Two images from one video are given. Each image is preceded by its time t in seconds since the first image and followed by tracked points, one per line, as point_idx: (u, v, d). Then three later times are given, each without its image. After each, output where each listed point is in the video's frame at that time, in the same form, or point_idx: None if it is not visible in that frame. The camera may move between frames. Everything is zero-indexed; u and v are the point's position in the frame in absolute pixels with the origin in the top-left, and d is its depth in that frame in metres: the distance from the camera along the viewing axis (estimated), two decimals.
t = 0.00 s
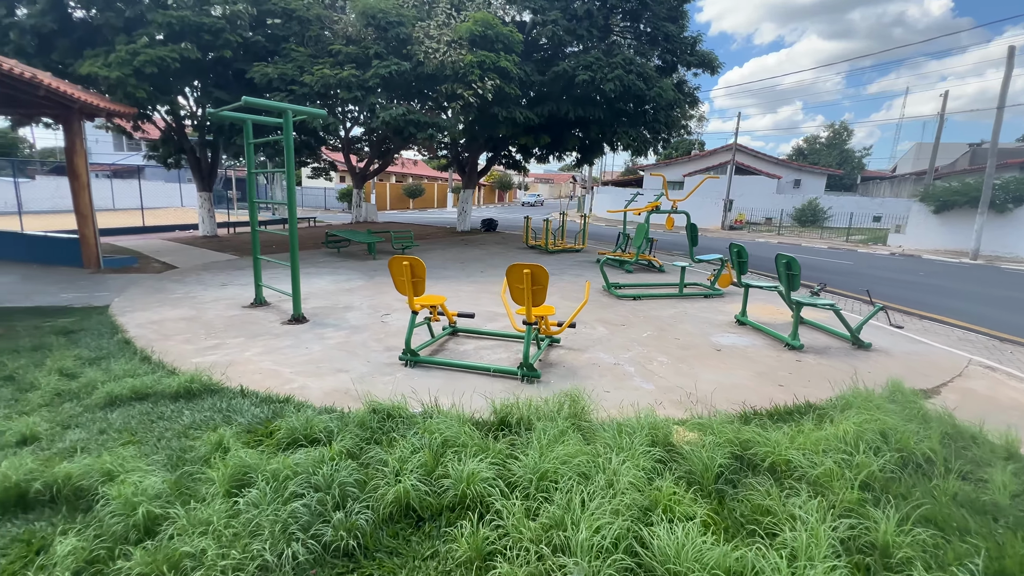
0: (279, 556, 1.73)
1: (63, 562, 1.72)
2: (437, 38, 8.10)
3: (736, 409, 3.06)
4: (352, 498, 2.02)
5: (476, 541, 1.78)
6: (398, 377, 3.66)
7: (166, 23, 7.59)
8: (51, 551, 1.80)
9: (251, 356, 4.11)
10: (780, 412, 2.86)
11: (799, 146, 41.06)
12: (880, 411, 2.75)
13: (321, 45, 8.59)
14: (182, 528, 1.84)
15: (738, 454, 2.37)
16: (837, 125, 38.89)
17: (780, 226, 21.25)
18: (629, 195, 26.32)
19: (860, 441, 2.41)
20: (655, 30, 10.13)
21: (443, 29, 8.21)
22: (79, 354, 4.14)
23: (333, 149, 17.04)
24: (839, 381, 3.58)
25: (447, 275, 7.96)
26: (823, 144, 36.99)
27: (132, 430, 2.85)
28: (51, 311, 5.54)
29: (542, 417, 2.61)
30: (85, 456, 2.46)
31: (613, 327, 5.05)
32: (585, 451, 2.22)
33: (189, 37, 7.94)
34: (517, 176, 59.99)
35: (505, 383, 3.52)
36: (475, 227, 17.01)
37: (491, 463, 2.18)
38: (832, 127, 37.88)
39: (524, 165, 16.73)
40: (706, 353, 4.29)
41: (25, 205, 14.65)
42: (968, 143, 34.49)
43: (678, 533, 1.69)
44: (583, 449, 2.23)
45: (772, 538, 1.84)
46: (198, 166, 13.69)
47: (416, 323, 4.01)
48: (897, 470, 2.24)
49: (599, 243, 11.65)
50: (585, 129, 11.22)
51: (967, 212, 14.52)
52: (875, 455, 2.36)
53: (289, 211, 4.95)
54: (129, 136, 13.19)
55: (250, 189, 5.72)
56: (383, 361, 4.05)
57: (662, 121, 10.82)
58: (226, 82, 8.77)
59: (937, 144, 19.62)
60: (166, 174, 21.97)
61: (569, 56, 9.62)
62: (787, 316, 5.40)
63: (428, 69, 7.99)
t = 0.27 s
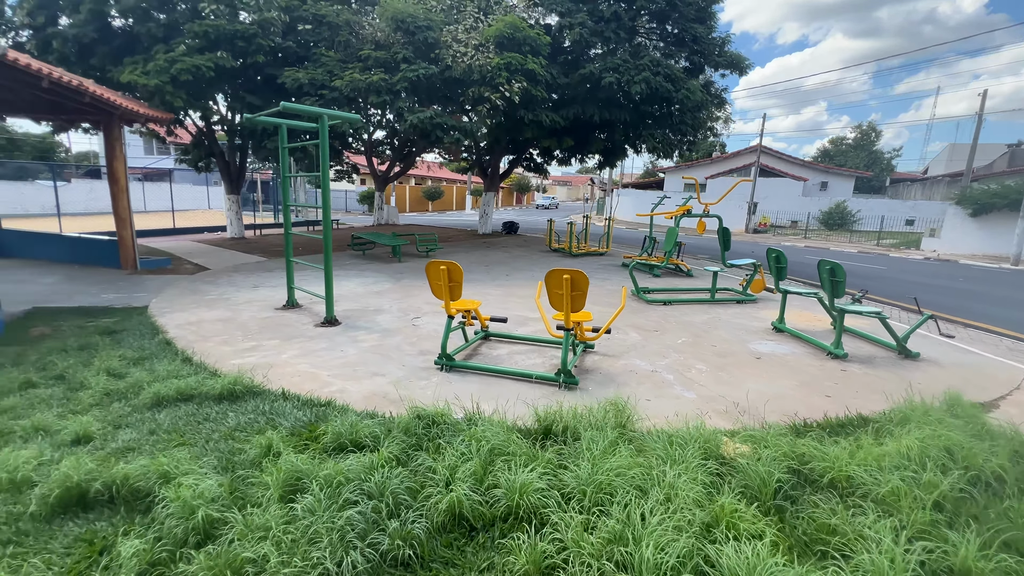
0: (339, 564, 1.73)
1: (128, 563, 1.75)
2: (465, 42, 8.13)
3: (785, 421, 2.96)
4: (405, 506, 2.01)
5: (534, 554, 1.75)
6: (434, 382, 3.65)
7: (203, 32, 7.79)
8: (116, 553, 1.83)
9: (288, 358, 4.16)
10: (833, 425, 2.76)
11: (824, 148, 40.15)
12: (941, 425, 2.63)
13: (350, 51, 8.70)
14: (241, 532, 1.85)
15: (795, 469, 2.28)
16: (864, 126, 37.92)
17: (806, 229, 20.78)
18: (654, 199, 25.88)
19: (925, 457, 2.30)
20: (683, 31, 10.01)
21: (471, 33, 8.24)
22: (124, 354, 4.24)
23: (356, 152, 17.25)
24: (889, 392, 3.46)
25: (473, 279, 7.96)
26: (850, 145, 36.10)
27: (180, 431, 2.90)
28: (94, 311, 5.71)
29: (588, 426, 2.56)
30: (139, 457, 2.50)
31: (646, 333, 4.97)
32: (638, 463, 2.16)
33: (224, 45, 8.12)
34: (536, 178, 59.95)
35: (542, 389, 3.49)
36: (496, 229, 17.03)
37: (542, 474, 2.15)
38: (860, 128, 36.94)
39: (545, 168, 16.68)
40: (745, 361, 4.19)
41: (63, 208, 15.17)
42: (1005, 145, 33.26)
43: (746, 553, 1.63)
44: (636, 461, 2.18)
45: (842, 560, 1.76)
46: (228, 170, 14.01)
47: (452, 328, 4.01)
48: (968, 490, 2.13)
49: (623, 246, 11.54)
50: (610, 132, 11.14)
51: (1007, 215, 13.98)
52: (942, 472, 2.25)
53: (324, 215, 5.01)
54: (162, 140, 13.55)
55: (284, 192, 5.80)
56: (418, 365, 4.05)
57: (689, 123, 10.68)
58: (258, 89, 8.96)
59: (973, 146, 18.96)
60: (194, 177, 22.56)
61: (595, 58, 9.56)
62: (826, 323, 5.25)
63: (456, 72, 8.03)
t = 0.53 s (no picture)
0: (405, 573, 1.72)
1: (200, 565, 1.78)
2: (498, 48, 8.18)
3: (845, 437, 2.84)
4: (465, 517, 2.00)
5: (602, 569, 1.71)
6: (477, 388, 3.64)
7: (244, 43, 8.01)
8: (186, 555, 1.87)
9: (331, 362, 4.21)
10: (899, 443, 2.64)
11: (858, 150, 38.94)
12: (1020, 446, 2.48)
13: (385, 58, 8.84)
14: (307, 537, 1.87)
15: (866, 489, 2.18)
16: (901, 128, 36.63)
17: (841, 234, 20.15)
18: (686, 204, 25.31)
19: (1007, 481, 2.17)
20: (717, 33, 9.85)
21: (504, 39, 8.27)
22: (174, 355, 4.36)
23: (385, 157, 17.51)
24: (953, 409, 3.29)
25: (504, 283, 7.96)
26: (886, 148, 34.92)
27: (234, 433, 2.96)
28: (142, 313, 5.91)
29: (643, 439, 2.51)
30: (200, 458, 2.56)
31: (686, 342, 4.87)
32: (701, 479, 2.10)
33: (264, 55, 8.33)
34: (558, 182, 59.87)
35: (586, 398, 3.43)
36: (522, 234, 17.02)
37: (601, 487, 2.11)
38: (897, 130, 35.70)
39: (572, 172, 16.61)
40: (794, 372, 4.06)
41: (107, 211, 15.83)
42: None
43: None
44: (697, 477, 2.12)
45: None
46: (262, 175, 14.39)
47: (493, 334, 3.99)
48: None
49: (653, 251, 11.38)
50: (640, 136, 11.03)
51: None
52: None
53: (364, 221, 5.08)
54: (201, 147, 14.02)
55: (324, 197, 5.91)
56: (459, 370, 4.05)
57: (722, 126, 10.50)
58: (293, 95, 9.11)
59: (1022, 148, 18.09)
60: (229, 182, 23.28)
61: (628, 62, 9.49)
62: (875, 333, 5.05)
63: (490, 78, 8.07)
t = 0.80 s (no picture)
0: None
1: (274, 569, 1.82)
2: (535, 55, 8.22)
3: (917, 459, 2.70)
4: (529, 531, 1.98)
5: None
6: (524, 397, 3.62)
7: (288, 54, 8.26)
8: (260, 558, 1.91)
9: (377, 367, 4.27)
10: (980, 468, 2.49)
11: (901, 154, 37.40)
12: None
13: (423, 67, 8.98)
14: (375, 545, 1.89)
15: (950, 516, 2.06)
16: (948, 130, 35.02)
17: (884, 241, 19.35)
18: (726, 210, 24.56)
19: None
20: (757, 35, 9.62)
21: (541, 46, 8.32)
22: (227, 357, 4.50)
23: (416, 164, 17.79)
24: None
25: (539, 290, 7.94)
26: (932, 151, 33.41)
27: (291, 436, 3.02)
28: (193, 315, 6.14)
29: (704, 455, 2.44)
30: (262, 461, 2.63)
31: (733, 353, 4.73)
32: (772, 500, 2.02)
33: (305, 65, 8.55)
34: (585, 188, 59.61)
35: (635, 410, 3.37)
36: (552, 239, 16.98)
37: (667, 505, 2.05)
38: (943, 133, 34.15)
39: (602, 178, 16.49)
40: (851, 387, 3.89)
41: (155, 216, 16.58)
42: None
43: None
44: (768, 498, 2.04)
45: None
46: (300, 182, 14.82)
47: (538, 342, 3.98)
48: None
49: (688, 258, 11.17)
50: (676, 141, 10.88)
51: None
52: None
53: (407, 228, 5.15)
54: (243, 155, 14.54)
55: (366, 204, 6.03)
56: (503, 379, 4.04)
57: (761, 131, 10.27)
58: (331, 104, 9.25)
59: None
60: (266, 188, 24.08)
61: (665, 67, 9.40)
62: (936, 347, 4.80)
63: (526, 85, 8.12)
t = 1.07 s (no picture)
0: None
1: None
2: (575, 62, 8.22)
3: (1011, 488, 2.49)
4: (599, 551, 1.91)
5: None
6: (573, 408, 3.54)
7: (331, 62, 8.45)
8: (328, 566, 1.90)
9: (422, 374, 4.27)
10: None
11: (952, 158, 35.57)
12: None
13: (462, 75, 9.08)
14: (443, 559, 1.86)
15: None
16: (1005, 133, 33.11)
17: (935, 250, 18.38)
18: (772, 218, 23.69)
19: None
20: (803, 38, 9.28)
21: (581, 53, 8.30)
22: (277, 360, 4.60)
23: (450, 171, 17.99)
24: None
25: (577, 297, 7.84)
26: (987, 155, 31.69)
27: (345, 441, 3.04)
28: (242, 318, 6.32)
29: (778, 476, 2.31)
30: (321, 466, 2.64)
31: (788, 367, 4.53)
32: (860, 528, 1.89)
33: (346, 74, 8.68)
34: (615, 194, 59.14)
35: (691, 425, 3.24)
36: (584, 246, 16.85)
37: (745, 529, 1.95)
38: (999, 135, 32.31)
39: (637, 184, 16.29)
40: (923, 407, 3.64)
41: (201, 222, 17.30)
42: None
43: None
44: (856, 526, 1.91)
45: None
46: (338, 189, 15.18)
47: (587, 351, 3.91)
48: None
49: (728, 266, 10.87)
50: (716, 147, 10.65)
51: None
52: None
53: (451, 235, 5.16)
54: (285, 163, 15.04)
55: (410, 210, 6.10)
56: (550, 388, 3.97)
57: (808, 136, 9.95)
58: (371, 113, 9.38)
59: None
60: (304, 195, 24.82)
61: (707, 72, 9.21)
62: (1012, 365, 4.47)
63: (566, 92, 8.11)
